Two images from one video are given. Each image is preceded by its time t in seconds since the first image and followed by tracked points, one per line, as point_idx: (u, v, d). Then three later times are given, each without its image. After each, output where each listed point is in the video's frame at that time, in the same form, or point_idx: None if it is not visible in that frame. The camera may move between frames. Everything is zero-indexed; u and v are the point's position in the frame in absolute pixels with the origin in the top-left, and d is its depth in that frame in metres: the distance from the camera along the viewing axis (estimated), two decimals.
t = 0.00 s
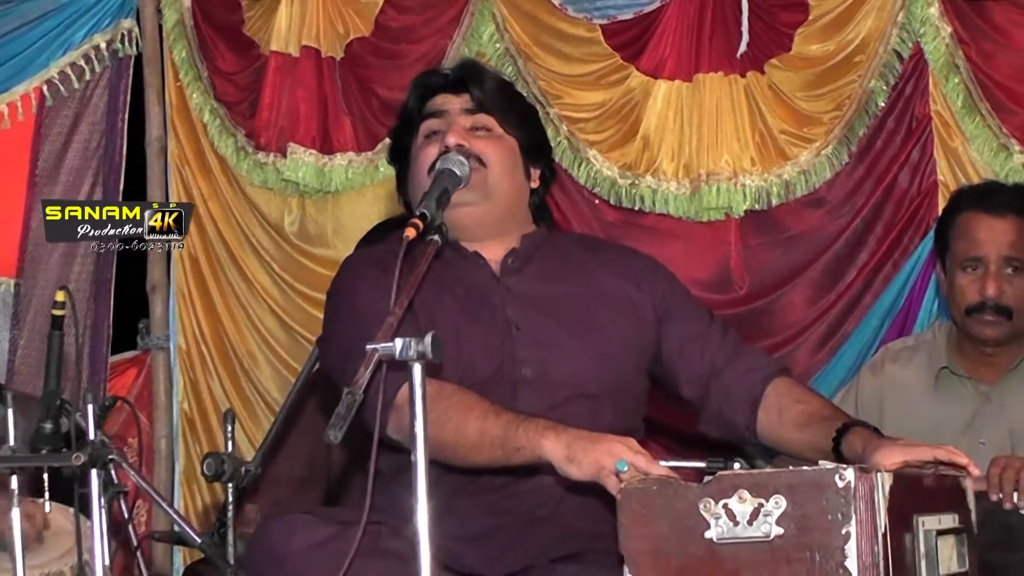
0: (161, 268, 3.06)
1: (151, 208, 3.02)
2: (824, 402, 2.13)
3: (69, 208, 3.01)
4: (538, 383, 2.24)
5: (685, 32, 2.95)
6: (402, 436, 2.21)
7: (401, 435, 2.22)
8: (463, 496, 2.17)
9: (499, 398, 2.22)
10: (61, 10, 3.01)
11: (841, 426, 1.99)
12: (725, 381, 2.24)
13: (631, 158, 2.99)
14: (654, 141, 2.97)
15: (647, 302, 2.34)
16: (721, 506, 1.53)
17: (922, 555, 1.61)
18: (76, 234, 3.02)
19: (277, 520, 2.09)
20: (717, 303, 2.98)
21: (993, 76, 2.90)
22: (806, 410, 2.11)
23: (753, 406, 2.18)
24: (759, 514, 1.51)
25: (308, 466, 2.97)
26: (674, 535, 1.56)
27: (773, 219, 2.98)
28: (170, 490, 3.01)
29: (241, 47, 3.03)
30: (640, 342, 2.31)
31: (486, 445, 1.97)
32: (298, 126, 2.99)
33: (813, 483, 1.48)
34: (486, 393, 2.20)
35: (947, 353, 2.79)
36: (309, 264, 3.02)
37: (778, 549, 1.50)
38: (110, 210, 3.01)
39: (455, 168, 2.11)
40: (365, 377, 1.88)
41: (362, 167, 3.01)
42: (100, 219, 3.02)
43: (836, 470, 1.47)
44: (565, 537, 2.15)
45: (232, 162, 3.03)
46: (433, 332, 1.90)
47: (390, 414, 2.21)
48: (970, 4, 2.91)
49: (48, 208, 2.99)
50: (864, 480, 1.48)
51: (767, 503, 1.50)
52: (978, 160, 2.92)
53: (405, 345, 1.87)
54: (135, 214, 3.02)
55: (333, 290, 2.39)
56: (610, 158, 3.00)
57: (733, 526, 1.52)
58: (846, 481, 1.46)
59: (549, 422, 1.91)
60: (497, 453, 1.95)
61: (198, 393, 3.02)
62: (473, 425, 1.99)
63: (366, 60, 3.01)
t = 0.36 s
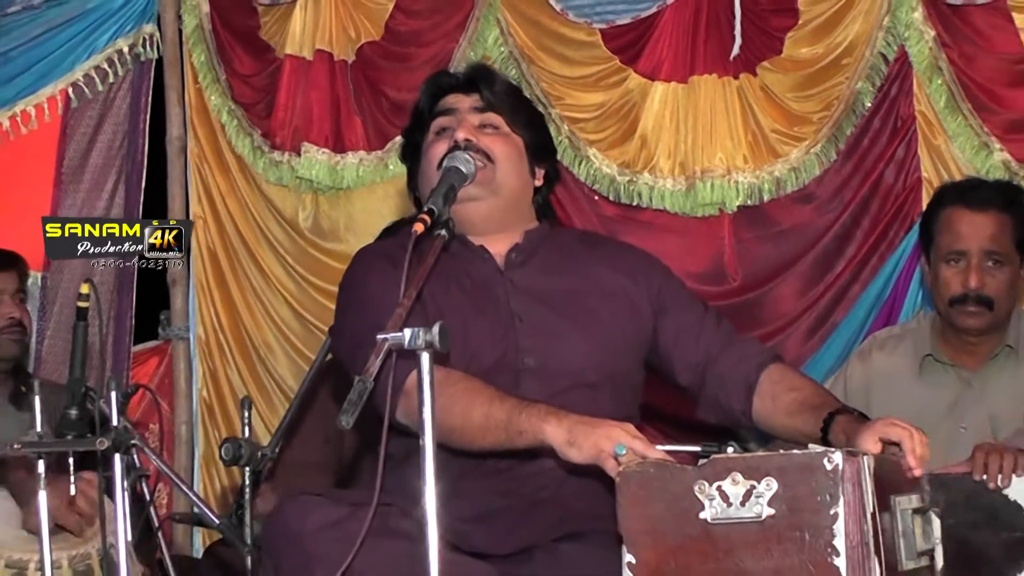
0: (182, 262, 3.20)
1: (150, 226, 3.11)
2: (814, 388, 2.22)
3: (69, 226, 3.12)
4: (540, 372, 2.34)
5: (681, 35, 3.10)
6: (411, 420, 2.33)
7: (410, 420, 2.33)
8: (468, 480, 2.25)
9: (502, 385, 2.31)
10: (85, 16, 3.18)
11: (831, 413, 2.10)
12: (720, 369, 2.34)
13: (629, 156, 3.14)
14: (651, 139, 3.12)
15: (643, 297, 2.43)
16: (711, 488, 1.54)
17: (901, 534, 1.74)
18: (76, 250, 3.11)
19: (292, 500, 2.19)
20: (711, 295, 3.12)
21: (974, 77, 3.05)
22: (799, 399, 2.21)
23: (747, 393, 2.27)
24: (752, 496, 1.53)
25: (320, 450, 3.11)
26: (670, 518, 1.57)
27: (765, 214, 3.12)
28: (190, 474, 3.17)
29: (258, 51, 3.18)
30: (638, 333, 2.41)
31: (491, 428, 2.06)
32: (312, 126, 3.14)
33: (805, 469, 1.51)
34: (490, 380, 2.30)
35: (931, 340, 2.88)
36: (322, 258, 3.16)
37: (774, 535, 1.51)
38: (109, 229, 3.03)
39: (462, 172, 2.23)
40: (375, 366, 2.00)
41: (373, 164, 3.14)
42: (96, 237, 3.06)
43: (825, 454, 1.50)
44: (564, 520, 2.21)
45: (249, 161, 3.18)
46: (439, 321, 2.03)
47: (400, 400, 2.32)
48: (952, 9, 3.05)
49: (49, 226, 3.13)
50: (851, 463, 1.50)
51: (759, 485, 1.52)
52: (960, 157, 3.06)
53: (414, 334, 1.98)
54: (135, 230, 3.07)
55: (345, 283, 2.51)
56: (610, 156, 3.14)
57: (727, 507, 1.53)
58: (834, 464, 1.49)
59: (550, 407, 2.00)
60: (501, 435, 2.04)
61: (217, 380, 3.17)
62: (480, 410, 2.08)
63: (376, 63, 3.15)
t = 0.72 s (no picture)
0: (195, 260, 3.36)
1: (152, 242, 2.59)
2: (797, 381, 2.37)
3: (68, 240, 2.54)
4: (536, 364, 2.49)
5: (671, 44, 3.25)
6: (415, 410, 2.48)
7: (414, 409, 2.48)
8: (467, 465, 2.39)
9: (501, 376, 2.46)
10: (103, 25, 3.32)
11: (815, 402, 2.22)
12: (707, 362, 2.48)
13: (621, 159, 3.29)
14: (643, 143, 3.27)
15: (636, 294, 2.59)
16: (702, 476, 1.72)
17: (889, 521, 1.84)
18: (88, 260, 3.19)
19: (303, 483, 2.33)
20: (699, 291, 3.27)
21: (950, 83, 3.20)
22: (781, 387, 2.35)
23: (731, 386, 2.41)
24: (740, 483, 1.69)
25: (330, 438, 3.27)
26: (662, 502, 1.75)
27: (751, 215, 3.28)
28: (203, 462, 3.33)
29: (267, 58, 3.33)
30: (630, 327, 2.57)
31: (490, 416, 2.19)
32: (318, 131, 3.29)
33: (789, 454, 1.67)
34: (489, 372, 2.45)
35: (910, 332, 3.04)
36: (330, 256, 3.32)
37: (760, 515, 1.68)
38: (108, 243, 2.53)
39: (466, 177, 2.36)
40: (380, 359, 2.13)
41: (377, 167, 3.29)
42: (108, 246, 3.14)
43: (809, 444, 1.66)
44: (564, 506, 2.38)
45: (260, 164, 3.33)
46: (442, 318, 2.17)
47: (404, 390, 2.47)
48: (931, 19, 3.20)
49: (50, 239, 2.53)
50: (835, 452, 1.67)
51: (747, 472, 1.69)
52: (937, 160, 3.22)
53: (416, 329, 2.11)
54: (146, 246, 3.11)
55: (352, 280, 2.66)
56: (603, 159, 3.29)
57: (716, 493, 1.71)
58: (818, 453, 1.65)
59: (548, 398, 2.13)
60: (499, 423, 2.18)
61: (229, 373, 3.32)
62: (480, 398, 2.22)
63: (380, 70, 3.29)
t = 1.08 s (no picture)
0: (211, 256, 3.51)
1: (152, 257, 2.39)
2: (783, 377, 2.52)
3: (67, 257, 2.34)
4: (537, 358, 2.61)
5: (666, 52, 3.42)
6: (423, 400, 2.62)
7: (423, 399, 2.63)
8: (471, 454, 2.55)
9: (504, 369, 2.60)
10: (125, 31, 3.47)
11: (799, 400, 2.37)
12: (698, 360, 2.62)
13: (619, 161, 3.44)
14: (639, 146, 3.43)
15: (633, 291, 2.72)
16: (694, 465, 1.83)
17: (864, 505, 2.05)
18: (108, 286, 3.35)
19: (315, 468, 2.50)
20: (690, 288, 3.44)
21: (932, 89, 3.36)
22: (770, 384, 2.50)
23: (722, 378, 2.56)
24: (731, 470, 1.81)
25: (338, 423, 3.44)
26: (656, 490, 1.86)
27: (742, 215, 3.43)
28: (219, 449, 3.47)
29: (280, 63, 3.48)
30: (625, 322, 2.70)
31: (493, 409, 2.34)
32: (330, 133, 3.44)
33: (777, 444, 1.79)
34: (492, 365, 2.58)
35: (893, 328, 3.18)
36: (340, 253, 3.48)
37: (749, 502, 1.80)
38: (108, 260, 2.36)
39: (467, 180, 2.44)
40: (388, 352, 2.29)
41: (385, 168, 3.46)
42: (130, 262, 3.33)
43: (797, 433, 1.78)
44: (562, 492, 2.51)
45: (274, 165, 3.48)
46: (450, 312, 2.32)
47: (411, 381, 2.62)
48: (914, 28, 3.36)
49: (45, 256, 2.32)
50: (820, 441, 1.79)
51: (737, 461, 1.81)
52: (920, 162, 3.37)
53: (422, 323, 2.26)
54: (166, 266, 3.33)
55: (363, 276, 2.81)
56: (601, 161, 3.44)
57: (707, 480, 1.82)
58: (805, 442, 1.78)
59: (546, 393, 2.28)
60: (500, 416, 2.33)
61: (243, 365, 3.46)
62: (484, 390, 2.37)
63: (389, 75, 3.46)
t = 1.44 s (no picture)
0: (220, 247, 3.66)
1: (151, 273, 2.44)
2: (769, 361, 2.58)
3: (68, 274, 2.38)
4: (534, 340, 2.72)
5: (655, 51, 3.58)
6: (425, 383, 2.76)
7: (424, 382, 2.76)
8: (471, 433, 2.70)
9: (502, 350, 2.71)
10: (137, 31, 3.63)
11: (783, 382, 2.45)
12: (685, 345, 2.69)
13: (610, 156, 3.60)
14: (629, 142, 3.59)
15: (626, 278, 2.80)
16: (683, 446, 1.95)
17: (852, 487, 2.03)
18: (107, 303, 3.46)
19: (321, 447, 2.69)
20: (678, 277, 3.59)
21: (909, 88, 3.52)
22: (753, 367, 2.57)
23: (707, 364, 2.63)
24: (718, 452, 1.93)
25: (339, 410, 3.62)
26: (646, 470, 1.98)
27: (728, 207, 3.59)
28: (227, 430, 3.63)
29: (286, 62, 3.63)
30: (617, 305, 2.78)
31: (493, 386, 2.48)
32: (333, 129, 3.60)
33: (759, 427, 1.91)
34: (491, 346, 2.70)
35: (870, 316, 3.33)
36: (343, 245, 3.63)
37: (734, 483, 1.92)
38: (108, 276, 2.40)
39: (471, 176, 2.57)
40: (389, 339, 2.43)
41: (387, 163, 3.61)
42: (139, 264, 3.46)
43: (781, 417, 1.89)
44: (557, 470, 2.68)
45: (280, 160, 3.63)
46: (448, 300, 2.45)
47: (413, 365, 2.76)
48: (892, 29, 3.52)
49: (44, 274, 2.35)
50: (803, 423, 1.90)
51: (724, 443, 1.93)
52: (898, 158, 3.54)
53: (422, 311, 2.38)
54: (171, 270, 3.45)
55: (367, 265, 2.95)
56: (593, 156, 3.60)
57: (695, 462, 1.94)
58: (789, 425, 1.88)
59: (544, 371, 2.41)
60: (500, 392, 2.46)
61: (251, 351, 3.64)
62: (484, 368, 2.50)
63: (390, 75, 3.61)
